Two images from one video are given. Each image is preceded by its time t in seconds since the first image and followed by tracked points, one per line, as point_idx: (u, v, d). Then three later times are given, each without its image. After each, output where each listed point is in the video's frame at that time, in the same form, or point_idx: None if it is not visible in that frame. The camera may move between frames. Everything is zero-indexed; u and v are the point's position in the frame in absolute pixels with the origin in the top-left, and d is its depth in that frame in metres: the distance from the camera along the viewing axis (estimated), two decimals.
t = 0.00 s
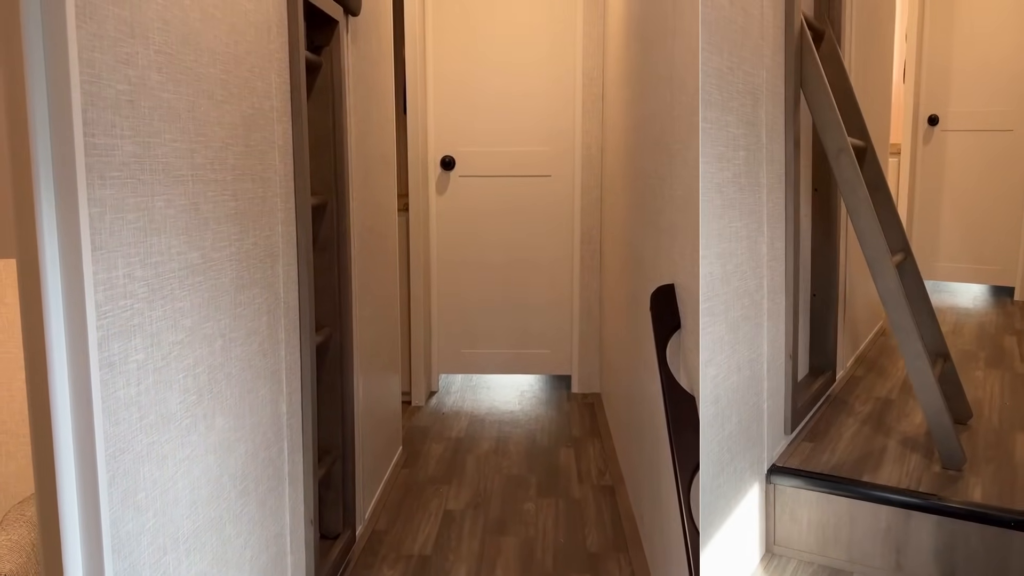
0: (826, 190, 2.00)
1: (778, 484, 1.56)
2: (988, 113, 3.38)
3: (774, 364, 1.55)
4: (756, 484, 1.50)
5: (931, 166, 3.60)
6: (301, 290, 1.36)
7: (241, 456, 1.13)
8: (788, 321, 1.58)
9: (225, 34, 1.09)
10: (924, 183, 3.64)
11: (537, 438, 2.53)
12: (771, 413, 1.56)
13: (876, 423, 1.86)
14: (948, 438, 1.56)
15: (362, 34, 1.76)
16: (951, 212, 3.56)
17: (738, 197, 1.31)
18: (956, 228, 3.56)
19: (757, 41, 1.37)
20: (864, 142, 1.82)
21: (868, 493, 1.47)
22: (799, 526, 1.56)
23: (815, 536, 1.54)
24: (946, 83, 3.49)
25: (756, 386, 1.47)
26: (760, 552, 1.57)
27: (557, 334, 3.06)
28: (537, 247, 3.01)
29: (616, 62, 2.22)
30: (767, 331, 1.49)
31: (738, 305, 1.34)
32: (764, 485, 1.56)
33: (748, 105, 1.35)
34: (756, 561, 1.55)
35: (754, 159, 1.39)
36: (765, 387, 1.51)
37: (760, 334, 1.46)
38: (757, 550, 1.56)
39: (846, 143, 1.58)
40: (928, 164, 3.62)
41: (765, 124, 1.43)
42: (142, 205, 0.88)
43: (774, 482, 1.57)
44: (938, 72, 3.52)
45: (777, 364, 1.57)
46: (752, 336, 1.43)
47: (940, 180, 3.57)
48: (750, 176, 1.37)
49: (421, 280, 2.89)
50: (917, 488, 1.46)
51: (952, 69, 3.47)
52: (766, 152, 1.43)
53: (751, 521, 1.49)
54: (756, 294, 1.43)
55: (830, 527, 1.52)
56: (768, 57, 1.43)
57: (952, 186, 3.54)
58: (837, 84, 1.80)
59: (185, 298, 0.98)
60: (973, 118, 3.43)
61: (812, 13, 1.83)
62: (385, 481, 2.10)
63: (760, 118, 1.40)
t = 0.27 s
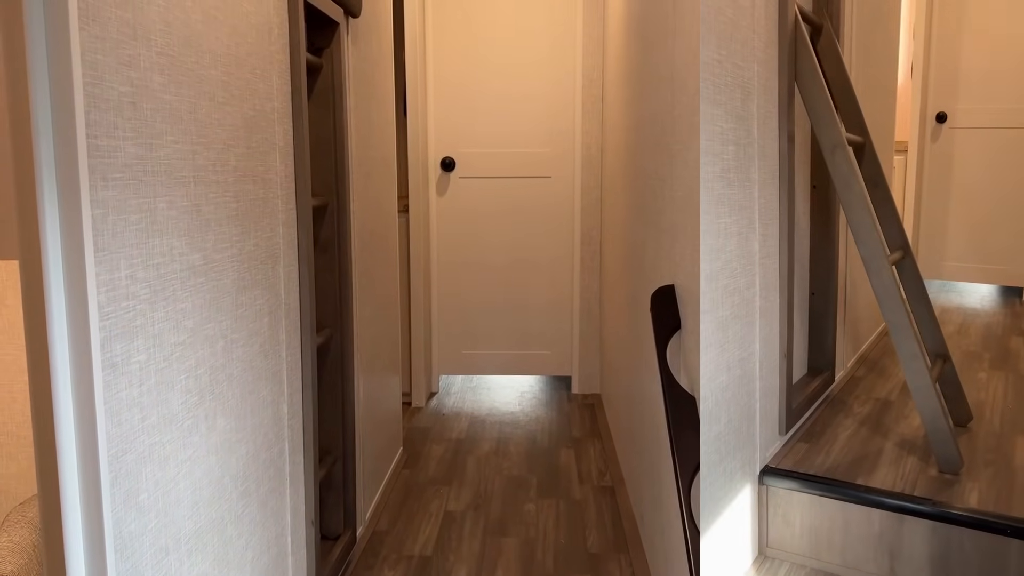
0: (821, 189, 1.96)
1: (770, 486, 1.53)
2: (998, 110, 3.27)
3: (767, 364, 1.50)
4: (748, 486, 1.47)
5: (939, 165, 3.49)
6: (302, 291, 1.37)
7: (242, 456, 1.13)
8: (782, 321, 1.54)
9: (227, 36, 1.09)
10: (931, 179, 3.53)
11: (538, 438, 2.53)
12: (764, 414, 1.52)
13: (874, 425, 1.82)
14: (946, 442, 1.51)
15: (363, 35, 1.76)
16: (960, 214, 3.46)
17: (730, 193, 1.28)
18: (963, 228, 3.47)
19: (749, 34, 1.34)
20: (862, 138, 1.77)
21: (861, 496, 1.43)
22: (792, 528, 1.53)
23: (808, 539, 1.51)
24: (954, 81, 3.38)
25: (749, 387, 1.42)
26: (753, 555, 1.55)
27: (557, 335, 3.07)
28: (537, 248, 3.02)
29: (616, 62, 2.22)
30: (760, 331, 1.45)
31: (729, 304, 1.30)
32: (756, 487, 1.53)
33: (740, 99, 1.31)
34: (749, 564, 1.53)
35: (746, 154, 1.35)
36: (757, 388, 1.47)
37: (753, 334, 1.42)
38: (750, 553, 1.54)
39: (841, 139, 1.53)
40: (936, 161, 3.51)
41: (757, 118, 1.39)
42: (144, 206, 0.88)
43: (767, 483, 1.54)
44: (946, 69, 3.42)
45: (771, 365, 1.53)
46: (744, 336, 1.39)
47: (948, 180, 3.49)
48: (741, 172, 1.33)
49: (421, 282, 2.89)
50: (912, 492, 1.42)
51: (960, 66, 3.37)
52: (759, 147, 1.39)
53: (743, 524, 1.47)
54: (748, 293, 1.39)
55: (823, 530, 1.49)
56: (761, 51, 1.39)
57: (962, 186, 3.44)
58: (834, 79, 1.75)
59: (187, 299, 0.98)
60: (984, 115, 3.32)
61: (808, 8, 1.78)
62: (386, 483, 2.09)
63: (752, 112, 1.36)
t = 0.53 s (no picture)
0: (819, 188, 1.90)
1: (764, 487, 1.53)
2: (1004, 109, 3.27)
3: (761, 365, 1.48)
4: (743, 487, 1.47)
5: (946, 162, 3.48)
6: (303, 292, 1.37)
7: (243, 457, 1.13)
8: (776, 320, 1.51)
9: (227, 38, 1.10)
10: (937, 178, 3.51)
11: (537, 439, 2.54)
12: (758, 415, 1.50)
13: (872, 426, 1.81)
14: (945, 447, 1.49)
15: (362, 36, 1.76)
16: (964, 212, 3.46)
17: (724, 192, 1.26)
18: (971, 227, 3.45)
19: (741, 28, 1.30)
20: (860, 135, 1.71)
21: (856, 500, 1.42)
22: (787, 531, 1.53)
23: (803, 541, 1.51)
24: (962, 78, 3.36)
25: (742, 388, 1.40)
26: (747, 557, 1.55)
27: (557, 336, 3.07)
28: (536, 248, 3.02)
29: (616, 60, 2.21)
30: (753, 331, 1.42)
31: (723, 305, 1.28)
32: (751, 489, 1.53)
33: (732, 96, 1.28)
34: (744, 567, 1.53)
35: (739, 151, 1.32)
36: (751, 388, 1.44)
37: (746, 334, 1.39)
38: (745, 555, 1.54)
39: (838, 135, 1.46)
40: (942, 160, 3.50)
41: (750, 115, 1.35)
42: (146, 208, 0.89)
43: (761, 485, 1.53)
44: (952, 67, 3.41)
45: (765, 365, 1.50)
46: (737, 336, 1.36)
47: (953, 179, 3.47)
48: (735, 171, 1.31)
49: (420, 282, 2.90)
50: (908, 496, 1.41)
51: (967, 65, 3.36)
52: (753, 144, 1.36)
53: (738, 526, 1.46)
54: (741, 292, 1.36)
55: (818, 532, 1.49)
56: (755, 48, 1.36)
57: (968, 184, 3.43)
58: (833, 75, 1.70)
59: (189, 300, 0.98)
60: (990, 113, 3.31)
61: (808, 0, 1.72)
62: (386, 484, 2.09)
63: (745, 109, 1.33)
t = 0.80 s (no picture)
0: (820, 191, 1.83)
1: (763, 494, 1.49)
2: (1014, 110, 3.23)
3: (759, 366, 1.46)
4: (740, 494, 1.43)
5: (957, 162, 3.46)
6: (305, 293, 1.37)
7: (247, 458, 1.14)
8: (775, 321, 1.50)
9: (231, 41, 1.10)
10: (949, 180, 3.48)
11: (538, 440, 2.54)
12: (756, 420, 1.48)
13: (875, 432, 1.76)
14: (947, 454, 1.43)
15: (364, 38, 1.77)
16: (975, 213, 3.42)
17: (721, 193, 1.26)
18: (980, 228, 3.42)
19: (737, 29, 1.29)
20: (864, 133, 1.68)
21: (855, 509, 1.37)
22: (785, 539, 1.49)
23: (801, 551, 1.47)
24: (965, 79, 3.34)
25: (740, 390, 1.39)
26: (745, 566, 1.51)
27: (557, 337, 3.08)
28: (536, 249, 3.03)
29: (616, 61, 2.22)
30: (751, 333, 1.42)
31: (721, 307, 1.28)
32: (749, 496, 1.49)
33: (728, 96, 1.26)
34: None
35: (736, 152, 1.31)
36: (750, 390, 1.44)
37: (744, 336, 1.39)
38: (742, 565, 1.50)
39: (838, 133, 1.43)
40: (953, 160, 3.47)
41: (747, 115, 1.34)
42: (151, 210, 0.89)
43: (760, 492, 1.49)
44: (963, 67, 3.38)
45: (764, 366, 1.50)
46: (735, 338, 1.36)
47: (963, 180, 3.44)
48: (733, 173, 1.30)
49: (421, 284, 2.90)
50: (909, 506, 1.36)
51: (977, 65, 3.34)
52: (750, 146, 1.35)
53: (734, 535, 1.43)
54: (739, 294, 1.36)
55: (816, 542, 1.44)
56: (752, 49, 1.35)
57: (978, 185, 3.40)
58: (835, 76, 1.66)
59: (194, 301, 0.99)
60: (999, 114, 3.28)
61: None
62: (388, 484, 2.10)
63: (742, 110, 1.32)
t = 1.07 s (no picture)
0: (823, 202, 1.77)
1: (763, 512, 1.42)
2: None
3: (759, 379, 1.43)
4: (737, 510, 1.37)
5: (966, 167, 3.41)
6: (306, 297, 1.38)
7: (248, 462, 1.14)
8: (777, 331, 1.46)
9: (233, 47, 1.11)
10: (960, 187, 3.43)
11: (539, 443, 2.54)
12: (757, 434, 1.44)
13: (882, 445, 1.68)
14: (952, 468, 1.35)
15: (365, 42, 1.77)
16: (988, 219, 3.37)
17: (718, 198, 1.24)
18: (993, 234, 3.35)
19: (735, 32, 1.27)
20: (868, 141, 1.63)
21: (857, 530, 1.30)
22: (785, 559, 1.41)
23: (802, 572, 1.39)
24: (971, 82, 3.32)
25: (739, 402, 1.35)
26: None
27: (558, 341, 3.08)
28: (536, 253, 3.03)
29: (617, 65, 2.22)
30: (750, 343, 1.39)
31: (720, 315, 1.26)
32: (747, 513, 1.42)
33: (726, 101, 1.25)
34: None
35: (734, 158, 1.29)
36: (751, 403, 1.40)
37: (743, 346, 1.36)
38: None
39: (841, 138, 1.38)
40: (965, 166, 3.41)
41: (745, 120, 1.32)
42: (153, 216, 0.89)
43: (759, 509, 1.43)
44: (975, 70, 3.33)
45: (765, 377, 1.46)
46: (733, 348, 1.33)
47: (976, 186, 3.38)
48: (731, 179, 1.28)
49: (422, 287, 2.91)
50: (914, 527, 1.27)
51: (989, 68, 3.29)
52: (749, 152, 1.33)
53: (731, 554, 1.36)
54: (737, 303, 1.33)
55: (817, 563, 1.37)
56: (752, 52, 1.34)
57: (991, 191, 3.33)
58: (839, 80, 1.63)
59: (195, 306, 0.99)
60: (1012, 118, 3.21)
61: (813, 1, 1.65)
62: (389, 487, 2.10)
63: (740, 114, 1.30)
